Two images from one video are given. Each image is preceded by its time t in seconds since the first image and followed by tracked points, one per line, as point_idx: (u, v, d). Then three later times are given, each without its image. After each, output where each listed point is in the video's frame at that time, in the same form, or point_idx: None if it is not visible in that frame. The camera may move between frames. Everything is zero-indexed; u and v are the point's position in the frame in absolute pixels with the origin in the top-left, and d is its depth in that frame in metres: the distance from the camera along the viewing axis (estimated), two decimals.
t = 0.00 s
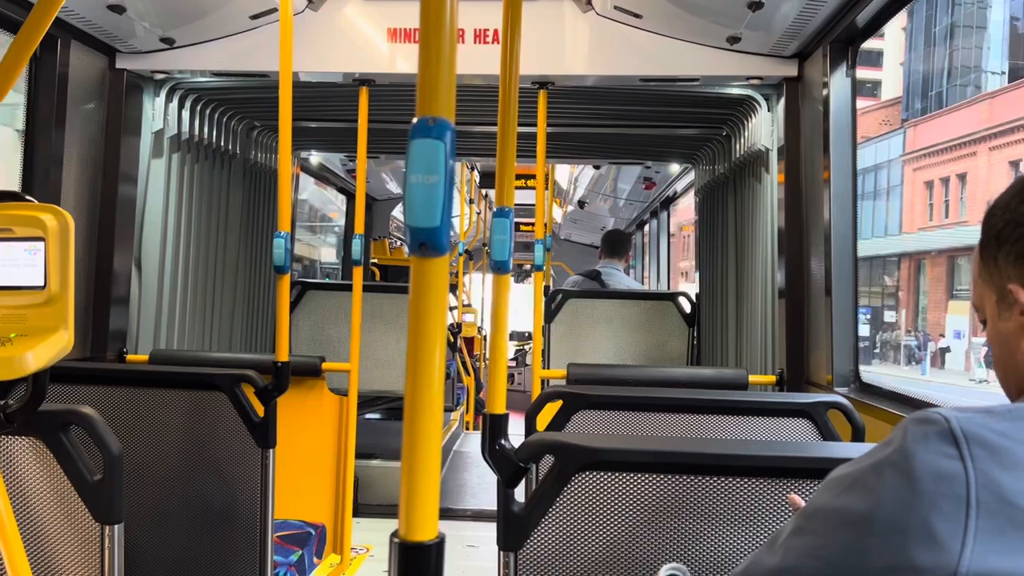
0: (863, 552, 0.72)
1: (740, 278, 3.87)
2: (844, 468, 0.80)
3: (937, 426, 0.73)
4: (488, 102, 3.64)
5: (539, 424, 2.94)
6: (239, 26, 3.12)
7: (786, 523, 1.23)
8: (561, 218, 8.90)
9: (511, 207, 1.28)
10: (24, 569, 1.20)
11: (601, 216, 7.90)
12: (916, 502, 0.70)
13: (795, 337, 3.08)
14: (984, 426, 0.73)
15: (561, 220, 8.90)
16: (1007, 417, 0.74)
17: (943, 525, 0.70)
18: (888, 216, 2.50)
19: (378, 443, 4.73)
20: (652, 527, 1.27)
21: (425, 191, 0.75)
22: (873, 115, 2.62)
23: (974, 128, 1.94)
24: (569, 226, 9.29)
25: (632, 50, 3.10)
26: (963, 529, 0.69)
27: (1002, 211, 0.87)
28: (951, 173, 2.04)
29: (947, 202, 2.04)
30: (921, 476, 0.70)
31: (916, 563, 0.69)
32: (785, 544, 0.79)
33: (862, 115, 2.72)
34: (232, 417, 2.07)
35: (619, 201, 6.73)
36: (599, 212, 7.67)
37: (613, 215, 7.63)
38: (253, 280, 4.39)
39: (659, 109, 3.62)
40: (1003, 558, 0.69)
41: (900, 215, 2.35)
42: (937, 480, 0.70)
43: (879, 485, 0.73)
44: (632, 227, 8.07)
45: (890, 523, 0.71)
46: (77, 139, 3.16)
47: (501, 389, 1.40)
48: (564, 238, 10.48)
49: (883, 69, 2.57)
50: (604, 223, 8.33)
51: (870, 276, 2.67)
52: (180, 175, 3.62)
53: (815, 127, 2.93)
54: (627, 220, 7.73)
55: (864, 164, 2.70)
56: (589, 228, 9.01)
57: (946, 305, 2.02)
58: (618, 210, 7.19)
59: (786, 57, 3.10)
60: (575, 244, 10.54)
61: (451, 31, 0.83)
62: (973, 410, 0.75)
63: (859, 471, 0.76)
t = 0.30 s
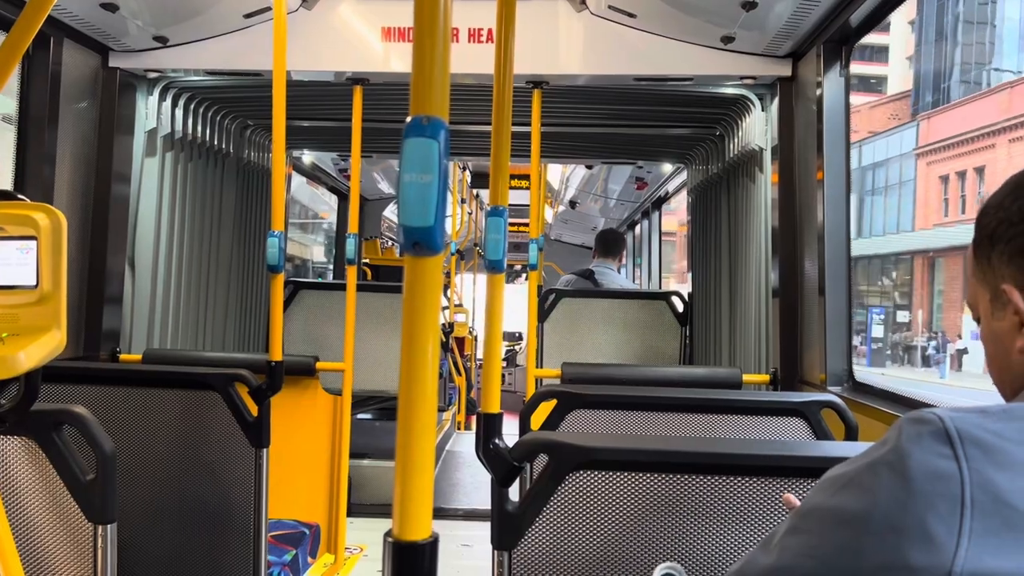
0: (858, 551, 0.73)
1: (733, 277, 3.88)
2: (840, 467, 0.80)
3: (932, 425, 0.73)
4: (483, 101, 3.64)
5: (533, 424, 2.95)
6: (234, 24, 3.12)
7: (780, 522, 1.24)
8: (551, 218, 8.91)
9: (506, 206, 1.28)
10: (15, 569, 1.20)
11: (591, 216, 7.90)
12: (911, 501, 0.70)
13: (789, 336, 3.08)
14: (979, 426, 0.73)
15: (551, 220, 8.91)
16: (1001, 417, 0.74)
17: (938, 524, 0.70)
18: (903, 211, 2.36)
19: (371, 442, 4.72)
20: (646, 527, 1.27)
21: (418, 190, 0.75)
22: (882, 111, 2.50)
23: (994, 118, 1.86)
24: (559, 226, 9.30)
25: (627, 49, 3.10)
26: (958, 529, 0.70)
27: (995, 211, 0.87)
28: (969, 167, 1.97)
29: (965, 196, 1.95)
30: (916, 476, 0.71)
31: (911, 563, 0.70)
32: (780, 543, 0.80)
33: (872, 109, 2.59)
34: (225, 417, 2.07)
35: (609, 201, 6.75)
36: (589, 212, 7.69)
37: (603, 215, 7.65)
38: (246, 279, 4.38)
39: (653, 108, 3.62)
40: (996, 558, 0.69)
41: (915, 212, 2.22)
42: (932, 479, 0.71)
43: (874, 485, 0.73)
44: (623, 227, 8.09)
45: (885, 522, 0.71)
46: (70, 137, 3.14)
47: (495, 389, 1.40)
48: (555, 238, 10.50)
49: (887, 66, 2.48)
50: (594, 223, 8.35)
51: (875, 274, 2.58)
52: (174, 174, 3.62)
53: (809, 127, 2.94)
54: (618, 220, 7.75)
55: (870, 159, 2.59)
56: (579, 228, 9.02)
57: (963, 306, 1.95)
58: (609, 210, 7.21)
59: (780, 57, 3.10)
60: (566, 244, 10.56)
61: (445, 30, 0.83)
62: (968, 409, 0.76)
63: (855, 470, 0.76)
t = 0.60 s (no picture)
0: (856, 549, 0.73)
1: (729, 276, 3.89)
2: (837, 466, 0.81)
3: (928, 423, 0.74)
4: (478, 100, 3.64)
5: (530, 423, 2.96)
6: (229, 23, 3.11)
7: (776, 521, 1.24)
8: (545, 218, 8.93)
9: (502, 205, 1.29)
10: (10, 570, 1.19)
11: (586, 215, 7.92)
12: (907, 499, 0.71)
13: (784, 334, 3.09)
14: (973, 423, 0.74)
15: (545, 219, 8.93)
16: (995, 415, 0.75)
17: (935, 522, 0.70)
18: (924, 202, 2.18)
19: (367, 442, 4.72)
20: (643, 526, 1.28)
21: (414, 189, 0.75)
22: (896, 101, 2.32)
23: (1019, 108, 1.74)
24: (553, 226, 9.31)
25: (623, 48, 3.10)
26: (955, 527, 0.70)
27: (987, 210, 0.88)
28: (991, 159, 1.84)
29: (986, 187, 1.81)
30: (913, 474, 0.71)
31: (908, 561, 0.70)
32: (778, 542, 0.80)
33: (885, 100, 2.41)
34: (222, 418, 2.07)
35: (603, 201, 6.76)
36: (583, 211, 7.70)
37: (598, 215, 7.66)
38: (241, 279, 4.37)
39: (649, 107, 3.62)
40: (993, 555, 0.69)
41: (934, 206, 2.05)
42: (928, 477, 0.71)
43: (871, 483, 0.74)
44: (617, 226, 8.11)
45: (883, 520, 0.72)
46: (64, 137, 3.13)
47: (492, 388, 1.39)
48: (549, 238, 10.52)
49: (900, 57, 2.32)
50: (588, 223, 8.37)
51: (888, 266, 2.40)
52: (169, 174, 3.63)
53: (804, 125, 2.94)
54: (612, 220, 7.77)
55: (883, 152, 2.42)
56: (574, 227, 9.04)
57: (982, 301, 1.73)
58: (603, 210, 7.22)
59: (775, 55, 3.10)
60: (560, 244, 10.58)
61: (441, 30, 0.83)
62: (962, 408, 0.77)
63: (852, 469, 0.77)
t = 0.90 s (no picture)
0: (853, 549, 0.73)
1: (725, 276, 3.89)
2: (834, 465, 0.81)
3: (925, 423, 0.74)
4: (476, 100, 3.64)
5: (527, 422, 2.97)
6: (225, 23, 3.11)
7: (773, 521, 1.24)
8: (542, 217, 8.94)
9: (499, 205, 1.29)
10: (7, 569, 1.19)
11: (582, 215, 7.94)
12: (904, 498, 0.71)
13: (781, 333, 3.10)
14: (968, 422, 0.75)
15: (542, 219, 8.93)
16: (991, 414, 0.76)
17: (931, 521, 0.71)
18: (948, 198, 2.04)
19: (365, 442, 4.72)
20: (640, 525, 1.28)
21: (412, 189, 0.75)
22: (917, 91, 2.16)
23: None
24: (550, 226, 9.32)
25: (621, 47, 3.10)
26: (951, 526, 0.70)
27: (984, 209, 0.88)
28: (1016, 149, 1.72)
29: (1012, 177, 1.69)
30: (909, 474, 0.72)
31: (905, 561, 0.70)
32: (776, 542, 0.81)
33: (904, 91, 2.25)
34: (220, 418, 2.07)
35: (600, 201, 6.77)
36: (580, 211, 7.71)
37: (594, 215, 7.67)
38: (238, 279, 4.37)
39: (646, 107, 3.62)
40: (989, 555, 0.69)
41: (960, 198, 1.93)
42: (924, 476, 0.72)
43: (867, 483, 0.74)
44: (613, 227, 8.12)
45: (879, 520, 0.72)
46: (61, 136, 3.12)
47: (489, 388, 1.39)
48: (545, 238, 10.54)
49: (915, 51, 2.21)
50: (584, 223, 8.38)
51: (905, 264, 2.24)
52: (166, 173, 3.62)
53: (801, 125, 2.94)
54: (608, 220, 7.77)
55: (903, 144, 2.26)
56: (570, 227, 9.05)
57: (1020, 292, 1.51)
58: (599, 210, 7.23)
59: (772, 55, 3.11)
60: (557, 244, 10.58)
61: (438, 30, 0.83)
62: (959, 408, 0.77)
63: (849, 468, 0.77)
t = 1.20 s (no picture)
0: (851, 551, 0.73)
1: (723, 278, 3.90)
2: (832, 467, 0.81)
3: (923, 425, 0.75)
4: (474, 101, 3.64)
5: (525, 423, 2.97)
6: (224, 23, 3.10)
7: (770, 522, 1.24)
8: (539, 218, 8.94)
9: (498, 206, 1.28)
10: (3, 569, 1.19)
11: (580, 216, 7.94)
12: (901, 500, 0.71)
13: (778, 335, 3.10)
14: (967, 424, 0.75)
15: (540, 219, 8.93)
16: (989, 417, 0.76)
17: (929, 523, 0.71)
18: (978, 192, 1.92)
19: (362, 442, 4.72)
20: (637, 527, 1.27)
21: (409, 189, 0.75)
22: (940, 80, 2.08)
23: None
24: (548, 226, 9.32)
25: (620, 49, 3.10)
26: (949, 528, 0.70)
27: (987, 210, 0.88)
28: None
29: None
30: (906, 475, 0.72)
31: (902, 563, 0.70)
32: (774, 544, 0.81)
33: (926, 81, 2.16)
34: (217, 418, 2.06)
35: (597, 201, 6.78)
36: (577, 211, 7.71)
37: (592, 215, 7.67)
38: (235, 278, 4.37)
39: (644, 108, 3.63)
40: (986, 557, 0.70)
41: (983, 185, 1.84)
42: (922, 478, 0.72)
43: (865, 484, 0.74)
44: (611, 227, 8.12)
45: (877, 521, 0.72)
46: (58, 135, 3.12)
47: (486, 389, 1.39)
48: (543, 238, 10.54)
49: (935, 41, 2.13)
50: (582, 223, 8.38)
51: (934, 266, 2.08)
52: (164, 173, 3.62)
53: (799, 127, 2.95)
54: (606, 220, 7.78)
55: (926, 136, 2.16)
56: (568, 227, 9.05)
57: None
58: (597, 210, 7.24)
59: (770, 57, 3.11)
60: (554, 244, 10.59)
61: (436, 30, 0.83)
62: (956, 410, 0.77)
63: (847, 470, 0.77)
